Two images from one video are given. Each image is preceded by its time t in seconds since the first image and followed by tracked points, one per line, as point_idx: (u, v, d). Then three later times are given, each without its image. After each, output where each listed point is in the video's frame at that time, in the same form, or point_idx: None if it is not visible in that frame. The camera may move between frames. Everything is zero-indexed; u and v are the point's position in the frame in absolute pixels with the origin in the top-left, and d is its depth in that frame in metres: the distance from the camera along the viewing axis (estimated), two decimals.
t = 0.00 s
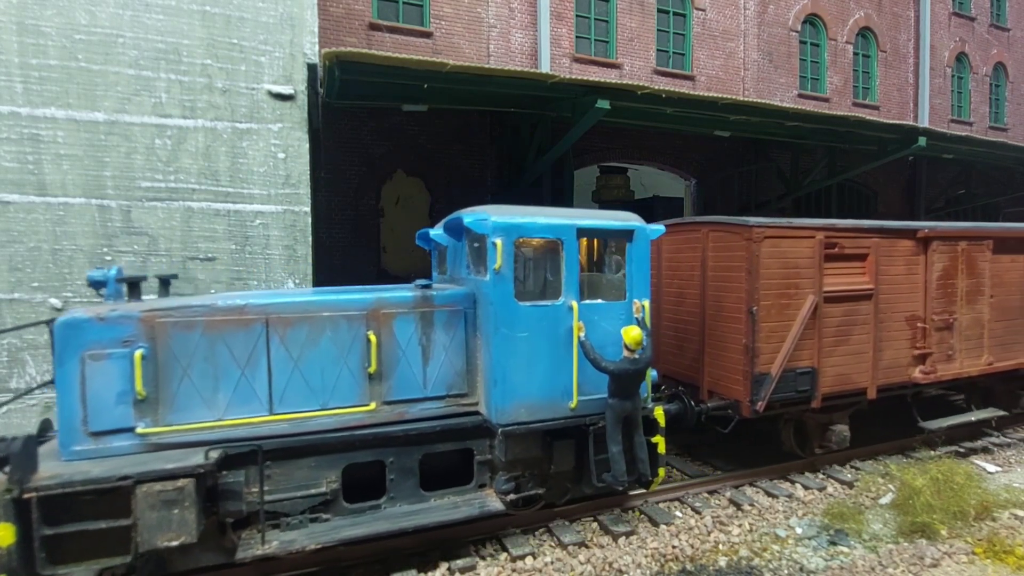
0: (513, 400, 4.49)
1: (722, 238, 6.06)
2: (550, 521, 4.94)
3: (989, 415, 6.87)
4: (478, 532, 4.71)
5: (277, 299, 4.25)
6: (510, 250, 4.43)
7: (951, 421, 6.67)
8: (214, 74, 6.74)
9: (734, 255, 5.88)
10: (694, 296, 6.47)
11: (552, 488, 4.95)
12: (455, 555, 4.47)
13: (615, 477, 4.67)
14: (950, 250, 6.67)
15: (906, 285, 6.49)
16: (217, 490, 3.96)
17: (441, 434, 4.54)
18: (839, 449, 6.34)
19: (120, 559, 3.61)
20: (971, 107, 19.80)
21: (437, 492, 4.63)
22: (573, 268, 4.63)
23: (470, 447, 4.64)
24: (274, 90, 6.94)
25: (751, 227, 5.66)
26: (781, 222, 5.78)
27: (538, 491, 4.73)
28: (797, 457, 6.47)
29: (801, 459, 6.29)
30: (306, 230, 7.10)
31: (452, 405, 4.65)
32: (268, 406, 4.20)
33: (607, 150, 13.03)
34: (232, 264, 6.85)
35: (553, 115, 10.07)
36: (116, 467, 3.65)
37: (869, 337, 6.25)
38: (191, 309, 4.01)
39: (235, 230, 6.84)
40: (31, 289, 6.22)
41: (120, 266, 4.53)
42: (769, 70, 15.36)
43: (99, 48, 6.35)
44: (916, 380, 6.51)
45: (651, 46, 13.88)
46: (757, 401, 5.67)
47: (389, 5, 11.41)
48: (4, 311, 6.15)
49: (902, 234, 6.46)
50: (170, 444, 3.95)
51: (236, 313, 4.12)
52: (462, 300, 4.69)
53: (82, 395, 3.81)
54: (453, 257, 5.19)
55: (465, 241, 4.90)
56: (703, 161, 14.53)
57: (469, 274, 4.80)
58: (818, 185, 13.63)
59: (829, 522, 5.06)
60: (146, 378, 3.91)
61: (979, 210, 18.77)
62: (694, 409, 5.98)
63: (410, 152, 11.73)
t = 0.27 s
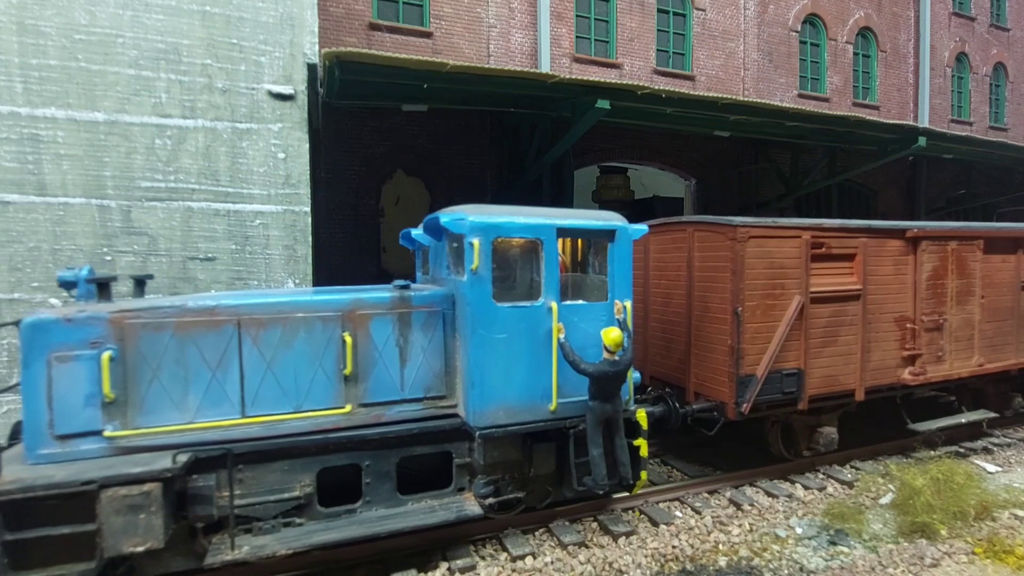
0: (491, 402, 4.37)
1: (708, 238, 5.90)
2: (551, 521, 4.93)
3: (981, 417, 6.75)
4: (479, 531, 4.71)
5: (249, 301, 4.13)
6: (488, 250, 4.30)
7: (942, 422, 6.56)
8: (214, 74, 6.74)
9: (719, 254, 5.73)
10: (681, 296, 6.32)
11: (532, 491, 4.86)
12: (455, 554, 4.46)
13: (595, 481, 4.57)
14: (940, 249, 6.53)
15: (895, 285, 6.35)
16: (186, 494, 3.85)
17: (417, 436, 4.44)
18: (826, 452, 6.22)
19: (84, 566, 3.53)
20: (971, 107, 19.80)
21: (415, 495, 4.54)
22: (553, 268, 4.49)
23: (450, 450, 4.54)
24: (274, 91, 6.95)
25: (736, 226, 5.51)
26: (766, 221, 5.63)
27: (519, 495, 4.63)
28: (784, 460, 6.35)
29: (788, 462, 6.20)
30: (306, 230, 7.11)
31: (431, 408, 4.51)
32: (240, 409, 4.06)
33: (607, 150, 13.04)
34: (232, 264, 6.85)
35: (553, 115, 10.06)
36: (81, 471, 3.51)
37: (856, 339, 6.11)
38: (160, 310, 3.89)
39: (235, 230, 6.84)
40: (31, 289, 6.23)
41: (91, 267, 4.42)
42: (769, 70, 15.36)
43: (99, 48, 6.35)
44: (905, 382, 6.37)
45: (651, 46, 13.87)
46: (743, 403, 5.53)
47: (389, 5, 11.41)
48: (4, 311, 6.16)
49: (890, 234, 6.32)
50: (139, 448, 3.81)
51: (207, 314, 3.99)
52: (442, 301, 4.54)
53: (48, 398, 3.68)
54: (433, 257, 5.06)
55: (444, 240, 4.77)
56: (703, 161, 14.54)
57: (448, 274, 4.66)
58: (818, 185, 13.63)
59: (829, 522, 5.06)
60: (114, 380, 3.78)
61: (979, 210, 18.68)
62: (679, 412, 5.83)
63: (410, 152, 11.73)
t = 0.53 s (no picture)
0: (468, 405, 4.25)
1: (693, 238, 5.83)
2: (550, 520, 4.94)
3: (971, 419, 6.66)
4: (478, 531, 4.71)
5: (221, 302, 4.08)
6: (464, 249, 4.19)
7: (931, 425, 6.49)
8: (214, 74, 6.74)
9: (703, 255, 5.67)
10: (666, 297, 6.26)
11: (513, 495, 4.71)
12: (455, 553, 4.45)
13: (575, 483, 4.44)
14: (929, 249, 6.41)
15: (883, 286, 6.24)
16: (156, 498, 3.75)
17: (395, 439, 4.35)
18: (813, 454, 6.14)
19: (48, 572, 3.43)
20: (971, 107, 19.80)
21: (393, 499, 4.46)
22: (533, 268, 4.37)
23: (429, 453, 4.46)
24: (274, 91, 6.95)
25: (720, 226, 5.45)
26: (750, 221, 5.56)
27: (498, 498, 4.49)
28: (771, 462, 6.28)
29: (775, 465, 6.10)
30: (306, 230, 7.11)
31: (409, 410, 4.46)
32: (212, 411, 4.03)
33: (607, 150, 13.04)
34: (232, 264, 6.86)
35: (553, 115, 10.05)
36: (46, 475, 3.38)
37: (843, 340, 6.02)
38: (131, 311, 3.84)
39: (235, 230, 6.84)
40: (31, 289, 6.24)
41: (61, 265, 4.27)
42: (769, 70, 15.37)
43: (99, 48, 6.35)
44: (893, 384, 6.26)
45: (651, 46, 13.87)
46: (726, 405, 5.46)
47: (389, 5, 11.41)
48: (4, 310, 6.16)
49: (878, 233, 6.22)
50: (109, 451, 3.77)
51: (179, 315, 3.95)
52: (420, 302, 4.48)
53: (16, 400, 3.63)
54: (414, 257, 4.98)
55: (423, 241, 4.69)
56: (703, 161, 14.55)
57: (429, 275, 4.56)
58: (818, 185, 13.63)
59: (829, 522, 5.06)
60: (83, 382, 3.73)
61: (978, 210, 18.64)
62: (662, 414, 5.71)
63: (410, 151, 11.74)
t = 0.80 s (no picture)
0: (445, 407, 4.19)
1: (678, 238, 5.77)
2: (550, 519, 4.94)
3: (961, 421, 6.59)
4: (478, 531, 4.70)
5: (192, 302, 3.99)
6: (441, 249, 4.14)
7: (920, 427, 6.43)
8: (214, 74, 6.74)
9: (688, 255, 5.60)
10: (652, 297, 6.17)
11: (493, 498, 4.68)
12: (456, 552, 4.44)
13: (556, 488, 4.40)
14: (919, 249, 6.34)
15: (872, 287, 6.18)
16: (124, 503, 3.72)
17: (374, 441, 4.30)
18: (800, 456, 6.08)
19: None
20: (971, 107, 19.80)
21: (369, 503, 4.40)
22: (511, 269, 4.32)
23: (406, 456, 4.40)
24: (274, 91, 6.95)
25: (704, 226, 5.39)
26: (735, 221, 5.51)
27: (477, 502, 4.45)
28: (758, 464, 6.21)
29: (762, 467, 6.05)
30: (306, 230, 7.11)
31: (386, 412, 4.38)
32: (183, 414, 3.94)
33: (607, 150, 13.05)
34: (232, 264, 6.86)
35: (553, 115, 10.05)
36: (13, 479, 3.38)
37: (830, 341, 5.96)
38: (98, 312, 3.74)
39: (235, 230, 6.84)
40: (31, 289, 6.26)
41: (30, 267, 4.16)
42: (769, 70, 15.37)
43: (99, 48, 6.35)
44: (883, 385, 6.20)
45: (651, 46, 13.87)
46: (711, 407, 5.40)
47: (389, 5, 11.41)
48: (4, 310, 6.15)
49: (867, 233, 6.16)
50: (75, 455, 3.68)
51: (148, 316, 3.86)
52: (396, 303, 4.40)
53: None
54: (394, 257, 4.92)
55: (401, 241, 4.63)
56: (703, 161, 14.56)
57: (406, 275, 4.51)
58: (818, 185, 13.62)
59: (829, 522, 5.06)
60: (49, 384, 3.64)
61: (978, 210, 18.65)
62: (647, 416, 5.63)
63: (410, 152, 11.74)
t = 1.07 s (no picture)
0: (419, 410, 4.17)
1: (661, 238, 5.68)
2: (550, 520, 4.93)
3: (950, 423, 6.50)
4: (478, 532, 4.68)
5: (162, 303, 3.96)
6: (415, 250, 4.10)
7: (908, 430, 6.33)
8: (214, 74, 6.74)
9: (671, 255, 5.51)
10: (637, 298, 6.08)
11: (471, 502, 4.59)
12: (456, 552, 4.43)
13: (533, 492, 4.35)
14: (907, 249, 6.21)
15: (859, 287, 6.07)
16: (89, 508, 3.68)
17: (348, 444, 4.22)
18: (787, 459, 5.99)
19: None
20: (971, 107, 19.79)
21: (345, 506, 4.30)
22: (488, 269, 4.28)
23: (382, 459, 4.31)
24: (274, 90, 6.95)
25: (687, 226, 5.30)
26: (719, 221, 5.41)
27: (455, 506, 4.36)
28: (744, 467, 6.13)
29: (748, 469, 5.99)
30: (306, 230, 7.11)
31: (362, 415, 4.34)
32: (151, 417, 3.93)
33: (607, 150, 13.04)
34: (232, 264, 6.85)
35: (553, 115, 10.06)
36: None
37: (816, 343, 5.86)
38: (63, 313, 3.71)
39: (235, 230, 6.84)
40: (32, 289, 6.27)
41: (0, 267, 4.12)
42: (769, 70, 15.37)
43: (99, 48, 6.35)
44: (870, 387, 6.09)
45: (651, 46, 13.87)
46: (694, 409, 5.31)
47: (389, 5, 11.41)
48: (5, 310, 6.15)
49: (854, 233, 6.04)
50: (41, 458, 3.65)
51: (116, 318, 3.83)
52: (373, 304, 4.36)
53: None
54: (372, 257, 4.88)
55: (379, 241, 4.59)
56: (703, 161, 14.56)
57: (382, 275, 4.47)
58: (818, 185, 13.62)
59: (829, 522, 5.06)
60: (14, 387, 3.62)
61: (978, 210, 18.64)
62: (628, 418, 5.55)
63: (410, 152, 11.74)
